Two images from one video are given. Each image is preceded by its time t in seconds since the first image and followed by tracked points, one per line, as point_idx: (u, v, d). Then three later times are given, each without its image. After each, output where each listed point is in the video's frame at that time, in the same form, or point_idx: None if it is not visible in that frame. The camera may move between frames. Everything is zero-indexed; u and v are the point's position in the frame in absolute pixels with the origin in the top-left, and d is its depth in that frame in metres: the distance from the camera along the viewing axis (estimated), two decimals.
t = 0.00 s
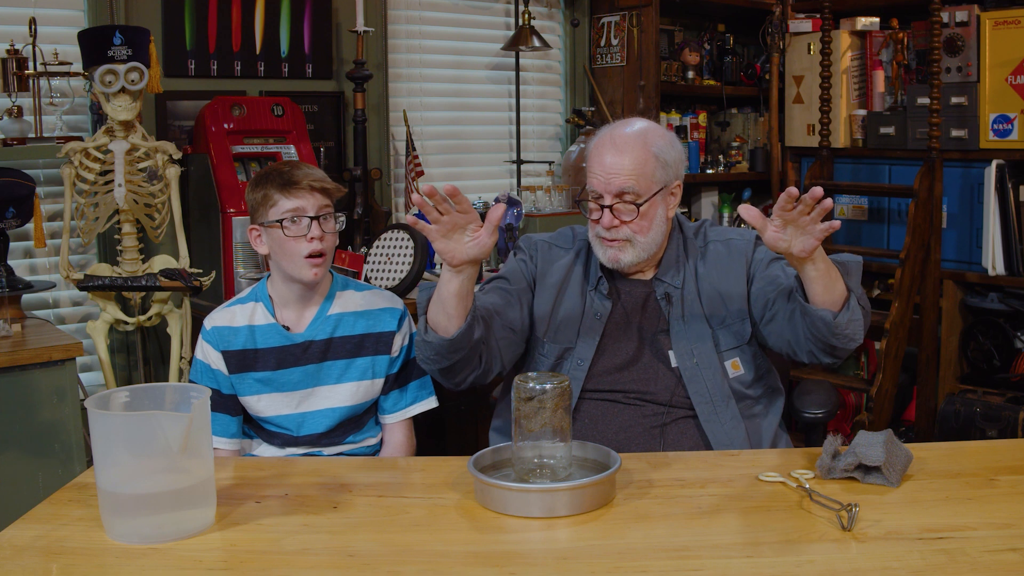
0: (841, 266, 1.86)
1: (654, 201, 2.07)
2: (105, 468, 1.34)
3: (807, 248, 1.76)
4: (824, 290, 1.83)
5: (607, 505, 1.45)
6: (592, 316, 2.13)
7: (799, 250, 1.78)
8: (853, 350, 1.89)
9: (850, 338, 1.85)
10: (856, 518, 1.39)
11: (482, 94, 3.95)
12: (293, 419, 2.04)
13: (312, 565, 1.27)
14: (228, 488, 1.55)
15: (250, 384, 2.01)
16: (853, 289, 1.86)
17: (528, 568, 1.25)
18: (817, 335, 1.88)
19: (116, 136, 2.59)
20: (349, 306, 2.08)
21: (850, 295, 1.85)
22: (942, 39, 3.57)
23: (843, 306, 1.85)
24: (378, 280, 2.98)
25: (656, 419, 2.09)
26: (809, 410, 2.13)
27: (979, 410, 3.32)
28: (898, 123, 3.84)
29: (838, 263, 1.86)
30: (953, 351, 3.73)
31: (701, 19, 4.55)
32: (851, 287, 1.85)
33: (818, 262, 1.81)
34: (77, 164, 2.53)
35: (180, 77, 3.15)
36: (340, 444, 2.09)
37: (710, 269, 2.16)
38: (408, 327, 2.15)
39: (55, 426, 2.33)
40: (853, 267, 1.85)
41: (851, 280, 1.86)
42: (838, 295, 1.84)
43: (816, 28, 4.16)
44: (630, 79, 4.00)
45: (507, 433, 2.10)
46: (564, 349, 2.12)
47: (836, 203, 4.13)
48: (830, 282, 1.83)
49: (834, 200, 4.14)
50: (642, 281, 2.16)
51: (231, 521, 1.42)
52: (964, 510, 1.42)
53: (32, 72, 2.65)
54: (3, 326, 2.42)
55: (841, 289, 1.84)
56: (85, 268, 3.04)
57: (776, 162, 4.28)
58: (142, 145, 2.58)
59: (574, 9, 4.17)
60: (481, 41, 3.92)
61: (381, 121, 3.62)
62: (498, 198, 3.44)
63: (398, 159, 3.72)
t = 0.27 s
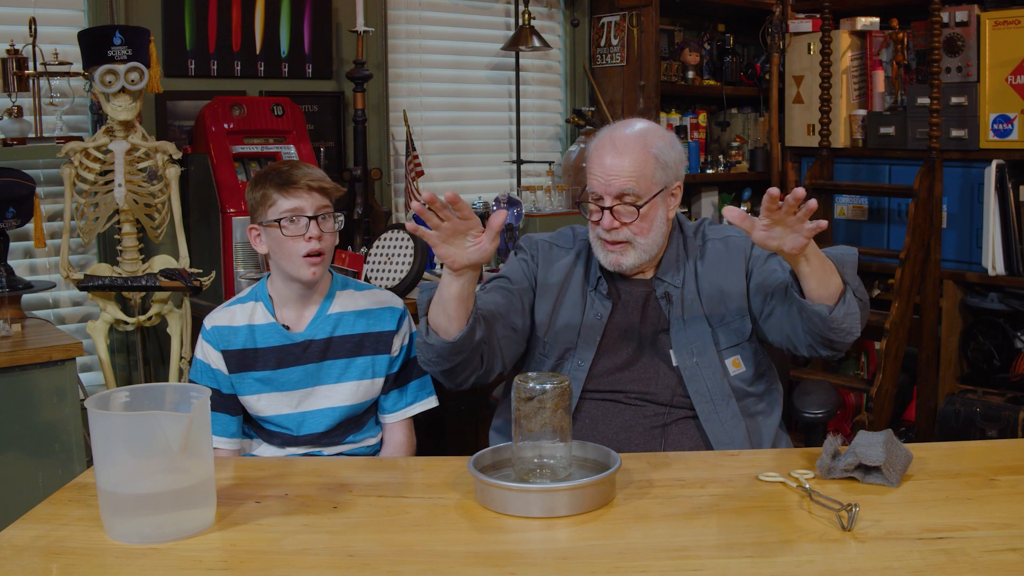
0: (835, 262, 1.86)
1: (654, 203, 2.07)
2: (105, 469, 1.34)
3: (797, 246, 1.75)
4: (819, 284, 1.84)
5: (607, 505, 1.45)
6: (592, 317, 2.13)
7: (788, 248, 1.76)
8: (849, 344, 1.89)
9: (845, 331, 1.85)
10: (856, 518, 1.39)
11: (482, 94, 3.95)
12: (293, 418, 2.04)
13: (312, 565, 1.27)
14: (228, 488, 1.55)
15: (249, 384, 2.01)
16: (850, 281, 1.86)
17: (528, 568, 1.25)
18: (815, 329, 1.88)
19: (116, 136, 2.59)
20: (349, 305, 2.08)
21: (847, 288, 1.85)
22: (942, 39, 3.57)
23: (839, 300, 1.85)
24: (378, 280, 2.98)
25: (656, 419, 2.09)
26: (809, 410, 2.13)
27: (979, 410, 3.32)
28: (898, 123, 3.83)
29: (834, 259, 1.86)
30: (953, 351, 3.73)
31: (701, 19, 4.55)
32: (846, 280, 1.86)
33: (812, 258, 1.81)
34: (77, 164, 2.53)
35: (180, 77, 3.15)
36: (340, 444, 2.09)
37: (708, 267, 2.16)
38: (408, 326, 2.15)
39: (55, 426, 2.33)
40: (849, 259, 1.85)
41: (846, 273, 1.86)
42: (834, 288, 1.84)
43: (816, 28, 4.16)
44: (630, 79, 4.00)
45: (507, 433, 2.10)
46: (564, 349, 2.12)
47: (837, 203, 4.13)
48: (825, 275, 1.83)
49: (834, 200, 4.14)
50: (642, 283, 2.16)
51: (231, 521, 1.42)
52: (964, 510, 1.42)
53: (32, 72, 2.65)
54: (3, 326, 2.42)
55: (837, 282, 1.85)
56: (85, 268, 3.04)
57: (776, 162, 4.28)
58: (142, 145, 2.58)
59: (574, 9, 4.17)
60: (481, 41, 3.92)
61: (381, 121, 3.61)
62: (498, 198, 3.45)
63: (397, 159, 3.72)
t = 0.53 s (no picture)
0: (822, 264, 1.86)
1: (653, 204, 2.07)
2: (105, 469, 1.34)
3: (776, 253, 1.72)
4: (807, 287, 1.84)
5: (607, 505, 1.45)
6: (592, 317, 2.13)
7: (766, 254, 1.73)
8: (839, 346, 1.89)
9: (835, 334, 1.85)
10: (856, 518, 1.39)
11: (482, 94, 3.95)
12: (293, 419, 2.04)
13: (312, 566, 1.27)
14: (228, 488, 1.55)
15: (249, 384, 2.01)
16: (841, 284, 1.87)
17: (528, 568, 1.25)
18: (805, 330, 1.89)
19: (116, 136, 2.59)
20: (349, 305, 2.08)
21: (836, 291, 1.85)
22: (942, 39, 3.57)
23: (828, 301, 1.84)
24: (378, 280, 2.98)
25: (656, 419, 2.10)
26: (809, 410, 2.13)
27: (979, 410, 3.32)
28: (898, 123, 3.83)
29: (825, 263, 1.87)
30: (953, 351, 3.73)
31: (701, 19, 4.55)
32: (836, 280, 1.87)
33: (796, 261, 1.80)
34: (77, 164, 2.53)
35: (180, 77, 3.15)
36: (340, 444, 2.08)
37: (706, 266, 2.16)
38: (408, 326, 2.15)
39: (55, 426, 2.33)
40: (835, 258, 1.86)
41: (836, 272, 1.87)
42: (823, 288, 1.84)
43: (816, 28, 4.16)
44: (630, 79, 4.00)
45: (506, 433, 2.10)
46: (565, 349, 2.12)
47: (837, 203, 4.14)
48: (814, 275, 1.84)
49: (834, 200, 4.14)
50: (641, 283, 2.16)
51: (231, 521, 1.42)
52: (964, 510, 1.42)
53: (32, 72, 2.65)
54: (3, 326, 2.42)
55: (826, 282, 1.85)
56: (85, 268, 3.04)
57: (776, 162, 4.28)
58: (142, 145, 2.58)
59: (574, 9, 4.17)
60: (481, 41, 3.92)
61: (381, 121, 3.61)
62: (498, 198, 3.43)
63: (397, 159, 3.72)
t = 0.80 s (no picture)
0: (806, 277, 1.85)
1: (652, 204, 2.06)
2: (105, 468, 1.34)
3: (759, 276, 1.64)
4: (795, 300, 1.83)
5: (607, 505, 1.45)
6: (592, 318, 2.13)
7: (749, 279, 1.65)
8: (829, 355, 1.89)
9: (822, 345, 1.85)
10: (856, 518, 1.39)
11: (482, 94, 3.95)
12: (293, 419, 2.04)
13: (312, 565, 1.27)
14: (228, 488, 1.55)
15: (249, 384, 2.01)
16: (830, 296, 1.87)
17: (528, 568, 1.25)
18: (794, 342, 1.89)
19: (115, 136, 2.59)
20: (349, 305, 2.08)
21: (824, 302, 1.85)
22: (942, 39, 3.58)
23: (816, 315, 1.84)
24: (378, 280, 2.98)
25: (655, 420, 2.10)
26: (809, 410, 2.13)
27: (979, 410, 3.32)
28: (898, 123, 3.83)
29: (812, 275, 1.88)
30: (953, 351, 3.72)
31: (701, 19, 4.55)
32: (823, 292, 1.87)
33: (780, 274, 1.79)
34: (77, 164, 2.53)
35: (180, 77, 3.15)
36: (340, 444, 2.08)
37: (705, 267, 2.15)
38: (407, 327, 2.15)
39: (56, 426, 2.33)
40: (822, 271, 1.87)
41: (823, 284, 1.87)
42: (811, 300, 1.84)
43: (816, 28, 4.16)
44: (630, 79, 4.00)
45: (506, 433, 2.10)
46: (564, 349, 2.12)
47: (837, 203, 4.14)
48: (801, 288, 1.83)
49: (834, 200, 4.14)
50: (640, 283, 2.16)
51: (232, 521, 1.42)
52: (964, 510, 1.42)
53: (32, 72, 2.65)
54: (3, 326, 2.42)
55: (813, 295, 1.84)
56: (85, 268, 3.04)
57: (777, 162, 4.27)
58: (142, 145, 2.58)
59: (574, 9, 4.17)
60: (481, 41, 3.92)
61: (381, 121, 3.61)
62: (498, 198, 3.43)
63: (397, 159, 3.73)
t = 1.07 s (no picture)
0: (787, 287, 1.85)
1: (652, 204, 2.06)
2: (105, 468, 1.34)
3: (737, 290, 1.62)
4: (780, 315, 1.83)
5: (606, 505, 1.45)
6: (591, 318, 2.12)
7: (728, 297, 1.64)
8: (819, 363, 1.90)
9: (811, 352, 1.86)
10: (856, 518, 1.39)
11: (482, 94, 3.95)
12: (293, 419, 2.04)
13: (312, 565, 1.27)
14: (228, 488, 1.55)
15: (249, 385, 2.01)
16: (819, 308, 1.87)
17: (528, 568, 1.25)
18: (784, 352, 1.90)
19: (115, 136, 2.59)
20: (349, 306, 2.08)
21: (810, 313, 1.86)
22: (942, 39, 3.58)
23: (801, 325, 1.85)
24: (378, 280, 2.98)
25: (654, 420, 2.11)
26: (809, 410, 2.13)
27: (979, 410, 3.32)
28: (898, 123, 3.83)
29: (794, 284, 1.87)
30: (953, 351, 3.72)
31: (701, 19, 4.55)
32: (807, 301, 1.86)
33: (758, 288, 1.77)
34: (77, 164, 2.53)
35: (180, 77, 3.15)
36: (340, 444, 2.08)
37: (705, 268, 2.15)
38: (407, 327, 2.15)
39: (56, 426, 2.33)
40: (805, 282, 1.87)
41: (807, 292, 1.87)
42: (797, 311, 1.85)
43: (816, 28, 4.16)
44: (630, 79, 4.00)
45: (506, 433, 2.10)
46: (564, 350, 2.12)
47: (837, 203, 4.14)
48: (785, 301, 1.83)
49: (834, 200, 4.14)
50: (640, 283, 2.15)
51: (231, 521, 1.42)
52: (964, 510, 1.42)
53: (32, 72, 2.65)
54: (3, 326, 2.42)
55: (798, 305, 1.85)
56: (85, 268, 3.04)
57: (777, 162, 4.27)
58: (142, 145, 2.58)
59: (574, 9, 4.16)
60: (481, 41, 3.92)
61: (381, 121, 3.61)
62: (498, 198, 3.42)
63: (397, 159, 3.73)
